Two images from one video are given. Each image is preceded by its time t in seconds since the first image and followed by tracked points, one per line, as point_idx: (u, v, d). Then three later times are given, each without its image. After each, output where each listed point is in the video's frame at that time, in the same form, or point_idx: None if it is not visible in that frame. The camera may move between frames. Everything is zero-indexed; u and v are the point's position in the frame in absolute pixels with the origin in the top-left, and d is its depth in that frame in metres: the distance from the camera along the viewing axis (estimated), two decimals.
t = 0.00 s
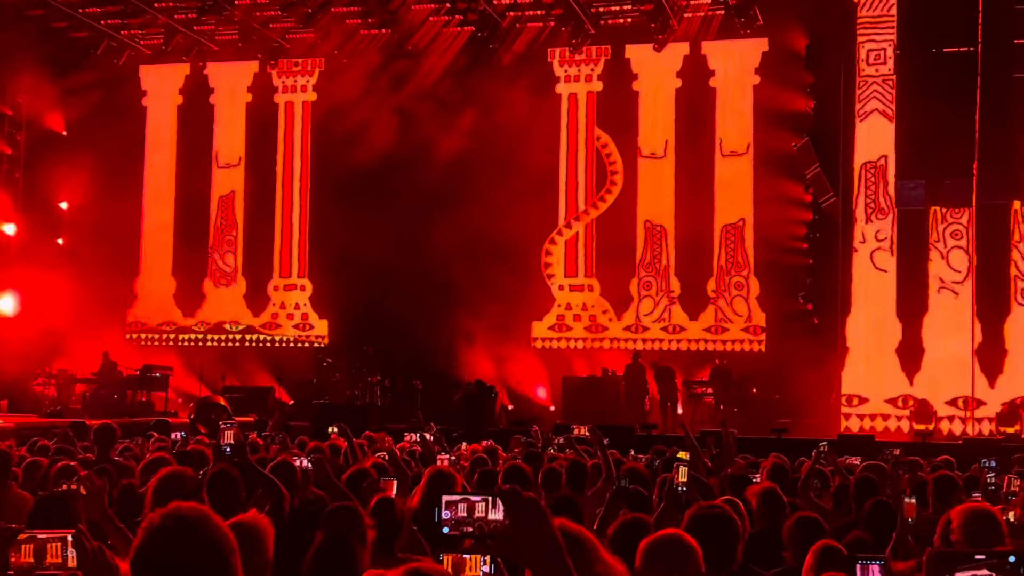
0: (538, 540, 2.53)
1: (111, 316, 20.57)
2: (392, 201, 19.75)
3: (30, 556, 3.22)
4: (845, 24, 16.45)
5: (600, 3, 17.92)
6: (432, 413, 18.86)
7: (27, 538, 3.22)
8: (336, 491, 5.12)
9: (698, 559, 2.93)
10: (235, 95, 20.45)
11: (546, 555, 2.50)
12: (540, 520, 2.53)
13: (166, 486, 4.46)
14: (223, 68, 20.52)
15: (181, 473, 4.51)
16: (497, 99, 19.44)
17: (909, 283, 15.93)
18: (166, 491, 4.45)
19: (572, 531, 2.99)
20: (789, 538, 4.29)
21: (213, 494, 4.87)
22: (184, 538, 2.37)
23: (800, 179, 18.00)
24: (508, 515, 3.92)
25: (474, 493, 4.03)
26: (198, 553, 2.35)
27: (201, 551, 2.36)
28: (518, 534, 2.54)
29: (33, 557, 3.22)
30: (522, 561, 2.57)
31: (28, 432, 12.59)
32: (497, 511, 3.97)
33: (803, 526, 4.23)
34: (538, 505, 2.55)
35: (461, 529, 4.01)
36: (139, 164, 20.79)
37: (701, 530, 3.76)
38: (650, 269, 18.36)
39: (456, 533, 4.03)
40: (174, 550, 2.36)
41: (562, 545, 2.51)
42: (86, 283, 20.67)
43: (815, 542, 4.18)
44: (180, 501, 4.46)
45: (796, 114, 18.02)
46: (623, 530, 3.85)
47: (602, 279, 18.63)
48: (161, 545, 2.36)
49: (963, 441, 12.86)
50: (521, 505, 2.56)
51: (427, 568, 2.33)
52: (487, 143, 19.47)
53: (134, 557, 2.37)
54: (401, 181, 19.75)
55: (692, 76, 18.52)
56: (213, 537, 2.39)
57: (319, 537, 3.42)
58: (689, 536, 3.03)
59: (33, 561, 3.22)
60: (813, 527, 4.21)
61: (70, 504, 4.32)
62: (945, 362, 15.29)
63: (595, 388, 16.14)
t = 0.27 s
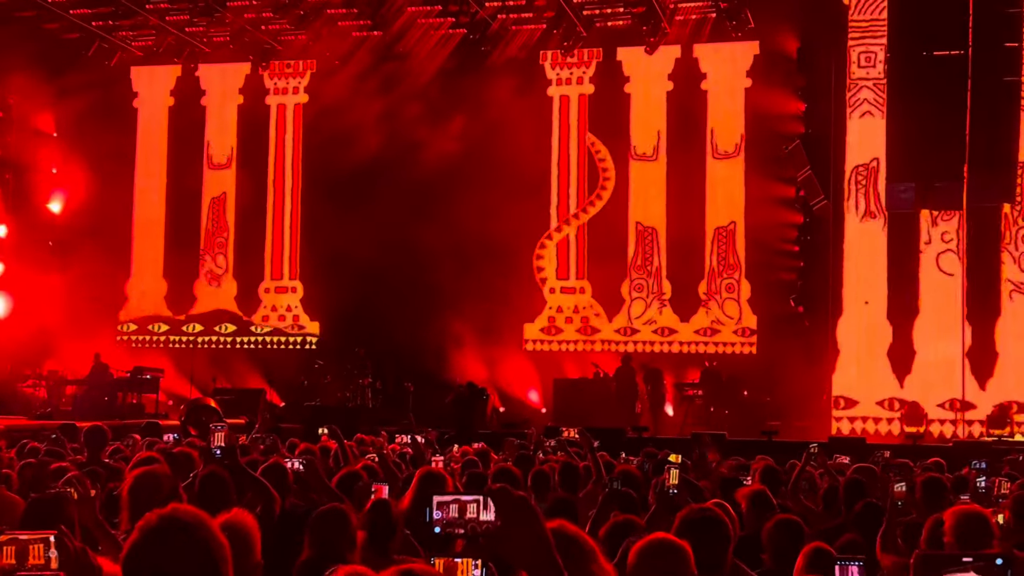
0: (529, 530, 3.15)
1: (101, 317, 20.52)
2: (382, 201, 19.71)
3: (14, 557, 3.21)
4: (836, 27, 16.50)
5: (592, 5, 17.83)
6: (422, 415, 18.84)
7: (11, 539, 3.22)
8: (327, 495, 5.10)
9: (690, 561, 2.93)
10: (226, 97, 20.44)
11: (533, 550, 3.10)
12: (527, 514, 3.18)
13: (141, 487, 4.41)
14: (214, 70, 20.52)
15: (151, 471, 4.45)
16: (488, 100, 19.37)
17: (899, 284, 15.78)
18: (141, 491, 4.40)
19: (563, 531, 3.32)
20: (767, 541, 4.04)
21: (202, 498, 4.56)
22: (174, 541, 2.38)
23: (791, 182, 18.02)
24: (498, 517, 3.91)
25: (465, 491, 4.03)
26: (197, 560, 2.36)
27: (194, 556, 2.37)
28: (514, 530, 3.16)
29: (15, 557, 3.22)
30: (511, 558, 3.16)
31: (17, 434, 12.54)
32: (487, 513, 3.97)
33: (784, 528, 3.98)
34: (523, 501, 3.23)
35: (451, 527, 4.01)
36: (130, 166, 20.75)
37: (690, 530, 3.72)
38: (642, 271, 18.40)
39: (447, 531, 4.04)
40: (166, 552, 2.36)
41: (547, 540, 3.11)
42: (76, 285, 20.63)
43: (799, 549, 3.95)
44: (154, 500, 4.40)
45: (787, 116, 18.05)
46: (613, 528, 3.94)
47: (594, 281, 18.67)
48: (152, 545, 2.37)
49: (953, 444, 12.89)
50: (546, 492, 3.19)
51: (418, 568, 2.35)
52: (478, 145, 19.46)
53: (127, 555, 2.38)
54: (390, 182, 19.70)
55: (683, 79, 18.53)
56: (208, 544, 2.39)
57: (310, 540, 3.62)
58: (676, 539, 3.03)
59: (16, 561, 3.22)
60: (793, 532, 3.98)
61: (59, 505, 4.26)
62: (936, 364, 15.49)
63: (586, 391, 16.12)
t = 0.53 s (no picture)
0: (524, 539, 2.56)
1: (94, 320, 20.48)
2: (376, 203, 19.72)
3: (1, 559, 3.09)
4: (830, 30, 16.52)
5: (586, 8, 17.73)
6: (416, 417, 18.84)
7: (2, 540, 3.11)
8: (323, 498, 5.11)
9: (690, 561, 2.85)
10: (220, 98, 20.47)
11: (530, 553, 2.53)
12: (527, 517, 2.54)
13: (131, 490, 4.31)
14: (208, 71, 20.53)
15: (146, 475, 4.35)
16: (483, 102, 19.36)
17: (892, 287, 15.91)
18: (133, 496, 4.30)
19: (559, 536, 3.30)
20: (754, 544, 3.93)
21: (195, 499, 4.56)
22: (165, 544, 2.30)
23: (784, 185, 18.05)
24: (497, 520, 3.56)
25: (463, 494, 3.73)
26: (188, 561, 2.28)
27: (184, 558, 2.29)
28: (506, 534, 2.57)
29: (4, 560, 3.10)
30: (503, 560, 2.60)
31: (10, 437, 12.51)
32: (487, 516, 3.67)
33: (771, 530, 3.88)
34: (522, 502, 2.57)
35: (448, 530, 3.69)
36: (124, 168, 20.73)
37: (685, 533, 3.69)
38: (636, 273, 18.41)
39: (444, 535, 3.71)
40: (158, 555, 2.29)
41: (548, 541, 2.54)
42: (70, 287, 20.60)
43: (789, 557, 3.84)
44: (146, 505, 4.31)
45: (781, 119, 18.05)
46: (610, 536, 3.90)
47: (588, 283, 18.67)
48: (145, 547, 2.29)
49: (947, 446, 12.91)
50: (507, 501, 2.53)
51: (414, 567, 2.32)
52: (473, 148, 19.45)
53: (119, 558, 2.30)
54: (384, 184, 19.70)
55: (677, 81, 18.58)
56: (201, 547, 2.31)
57: (302, 543, 3.66)
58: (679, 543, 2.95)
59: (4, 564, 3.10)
60: (779, 536, 3.87)
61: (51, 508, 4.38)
62: (929, 367, 15.54)
63: (581, 393, 16.11)
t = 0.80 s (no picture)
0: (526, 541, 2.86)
1: (87, 322, 20.46)
2: (370, 206, 19.71)
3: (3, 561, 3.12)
4: (824, 34, 16.55)
5: (581, 13, 18.00)
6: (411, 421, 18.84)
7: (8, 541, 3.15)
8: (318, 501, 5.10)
9: (692, 565, 2.83)
10: (214, 101, 20.39)
11: (530, 556, 2.82)
12: (525, 521, 2.85)
13: (118, 497, 4.20)
14: (203, 74, 20.47)
15: (134, 475, 4.23)
16: (476, 105, 19.37)
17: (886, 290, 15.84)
18: (120, 504, 4.19)
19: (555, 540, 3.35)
20: (745, 546, 3.92)
21: (189, 501, 4.56)
22: (161, 545, 2.29)
23: (778, 189, 18.06)
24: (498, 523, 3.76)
25: (460, 494, 3.82)
26: (182, 562, 2.27)
27: (179, 561, 2.27)
28: (506, 532, 2.87)
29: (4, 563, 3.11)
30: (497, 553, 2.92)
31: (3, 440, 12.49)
32: (486, 517, 3.81)
33: (762, 533, 3.87)
34: (517, 506, 2.87)
35: (446, 531, 3.81)
36: (116, 171, 20.70)
37: (679, 536, 3.70)
38: (629, 277, 18.46)
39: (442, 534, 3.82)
40: (155, 557, 2.27)
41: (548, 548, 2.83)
42: (62, 290, 20.53)
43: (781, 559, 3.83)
44: (135, 512, 4.20)
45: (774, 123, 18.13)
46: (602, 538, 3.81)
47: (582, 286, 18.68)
48: (141, 549, 2.28)
49: (940, 451, 12.92)
50: (506, 503, 2.86)
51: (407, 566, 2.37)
52: (467, 151, 19.43)
53: (114, 561, 2.29)
54: (378, 187, 19.69)
55: (671, 85, 18.56)
56: (196, 550, 2.30)
57: (292, 543, 3.63)
58: (677, 549, 2.92)
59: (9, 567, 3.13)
60: (771, 538, 3.86)
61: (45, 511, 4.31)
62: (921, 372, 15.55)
63: (574, 396, 16.10)
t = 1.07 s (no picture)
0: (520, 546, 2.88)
1: (83, 325, 20.47)
2: (366, 209, 19.71)
3: None
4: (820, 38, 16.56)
5: (577, 16, 17.92)
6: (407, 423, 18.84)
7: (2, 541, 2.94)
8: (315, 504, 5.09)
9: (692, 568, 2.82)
10: (211, 104, 20.40)
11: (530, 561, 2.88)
12: (525, 526, 2.88)
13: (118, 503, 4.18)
14: (199, 77, 20.50)
15: (130, 481, 4.19)
16: (473, 109, 19.35)
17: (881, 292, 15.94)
18: (119, 509, 4.17)
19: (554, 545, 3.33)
20: (743, 553, 3.92)
21: (186, 504, 4.54)
22: (163, 551, 2.29)
23: (774, 193, 18.10)
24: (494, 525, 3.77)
25: (460, 498, 3.83)
26: (181, 564, 2.28)
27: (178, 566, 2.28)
28: (505, 536, 2.89)
29: None
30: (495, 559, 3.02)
31: None
32: (484, 521, 3.82)
33: (761, 538, 3.87)
34: (519, 508, 2.90)
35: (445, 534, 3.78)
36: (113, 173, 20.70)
37: (677, 538, 3.70)
38: (626, 280, 18.45)
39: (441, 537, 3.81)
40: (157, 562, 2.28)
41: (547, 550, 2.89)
42: (58, 292, 20.53)
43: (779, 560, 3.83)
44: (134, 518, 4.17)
45: (771, 127, 18.15)
46: (599, 542, 3.60)
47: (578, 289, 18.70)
48: (142, 555, 2.28)
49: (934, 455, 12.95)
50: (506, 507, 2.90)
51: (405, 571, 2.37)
52: (463, 154, 19.42)
53: (113, 565, 2.29)
54: (374, 189, 19.68)
55: (668, 89, 18.59)
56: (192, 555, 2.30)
57: (286, 545, 3.60)
58: (677, 553, 2.89)
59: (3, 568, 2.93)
60: (769, 545, 3.85)
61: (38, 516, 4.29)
62: (917, 376, 15.56)
63: (569, 399, 16.10)
